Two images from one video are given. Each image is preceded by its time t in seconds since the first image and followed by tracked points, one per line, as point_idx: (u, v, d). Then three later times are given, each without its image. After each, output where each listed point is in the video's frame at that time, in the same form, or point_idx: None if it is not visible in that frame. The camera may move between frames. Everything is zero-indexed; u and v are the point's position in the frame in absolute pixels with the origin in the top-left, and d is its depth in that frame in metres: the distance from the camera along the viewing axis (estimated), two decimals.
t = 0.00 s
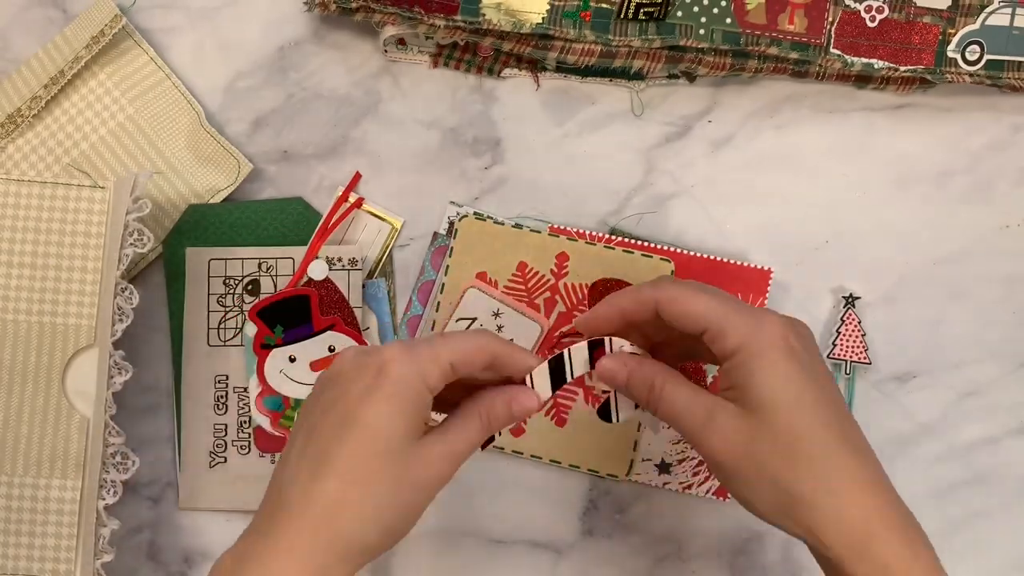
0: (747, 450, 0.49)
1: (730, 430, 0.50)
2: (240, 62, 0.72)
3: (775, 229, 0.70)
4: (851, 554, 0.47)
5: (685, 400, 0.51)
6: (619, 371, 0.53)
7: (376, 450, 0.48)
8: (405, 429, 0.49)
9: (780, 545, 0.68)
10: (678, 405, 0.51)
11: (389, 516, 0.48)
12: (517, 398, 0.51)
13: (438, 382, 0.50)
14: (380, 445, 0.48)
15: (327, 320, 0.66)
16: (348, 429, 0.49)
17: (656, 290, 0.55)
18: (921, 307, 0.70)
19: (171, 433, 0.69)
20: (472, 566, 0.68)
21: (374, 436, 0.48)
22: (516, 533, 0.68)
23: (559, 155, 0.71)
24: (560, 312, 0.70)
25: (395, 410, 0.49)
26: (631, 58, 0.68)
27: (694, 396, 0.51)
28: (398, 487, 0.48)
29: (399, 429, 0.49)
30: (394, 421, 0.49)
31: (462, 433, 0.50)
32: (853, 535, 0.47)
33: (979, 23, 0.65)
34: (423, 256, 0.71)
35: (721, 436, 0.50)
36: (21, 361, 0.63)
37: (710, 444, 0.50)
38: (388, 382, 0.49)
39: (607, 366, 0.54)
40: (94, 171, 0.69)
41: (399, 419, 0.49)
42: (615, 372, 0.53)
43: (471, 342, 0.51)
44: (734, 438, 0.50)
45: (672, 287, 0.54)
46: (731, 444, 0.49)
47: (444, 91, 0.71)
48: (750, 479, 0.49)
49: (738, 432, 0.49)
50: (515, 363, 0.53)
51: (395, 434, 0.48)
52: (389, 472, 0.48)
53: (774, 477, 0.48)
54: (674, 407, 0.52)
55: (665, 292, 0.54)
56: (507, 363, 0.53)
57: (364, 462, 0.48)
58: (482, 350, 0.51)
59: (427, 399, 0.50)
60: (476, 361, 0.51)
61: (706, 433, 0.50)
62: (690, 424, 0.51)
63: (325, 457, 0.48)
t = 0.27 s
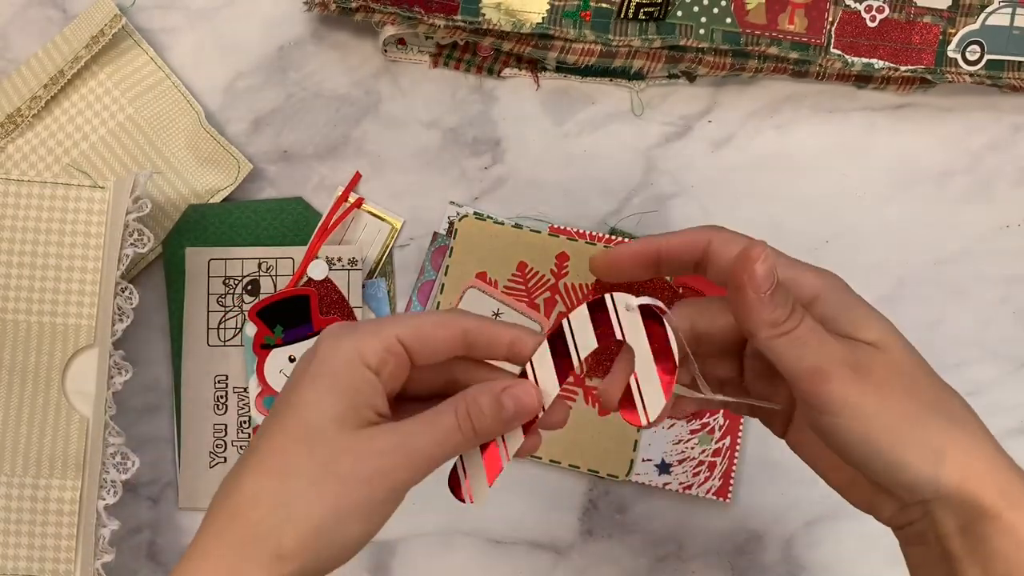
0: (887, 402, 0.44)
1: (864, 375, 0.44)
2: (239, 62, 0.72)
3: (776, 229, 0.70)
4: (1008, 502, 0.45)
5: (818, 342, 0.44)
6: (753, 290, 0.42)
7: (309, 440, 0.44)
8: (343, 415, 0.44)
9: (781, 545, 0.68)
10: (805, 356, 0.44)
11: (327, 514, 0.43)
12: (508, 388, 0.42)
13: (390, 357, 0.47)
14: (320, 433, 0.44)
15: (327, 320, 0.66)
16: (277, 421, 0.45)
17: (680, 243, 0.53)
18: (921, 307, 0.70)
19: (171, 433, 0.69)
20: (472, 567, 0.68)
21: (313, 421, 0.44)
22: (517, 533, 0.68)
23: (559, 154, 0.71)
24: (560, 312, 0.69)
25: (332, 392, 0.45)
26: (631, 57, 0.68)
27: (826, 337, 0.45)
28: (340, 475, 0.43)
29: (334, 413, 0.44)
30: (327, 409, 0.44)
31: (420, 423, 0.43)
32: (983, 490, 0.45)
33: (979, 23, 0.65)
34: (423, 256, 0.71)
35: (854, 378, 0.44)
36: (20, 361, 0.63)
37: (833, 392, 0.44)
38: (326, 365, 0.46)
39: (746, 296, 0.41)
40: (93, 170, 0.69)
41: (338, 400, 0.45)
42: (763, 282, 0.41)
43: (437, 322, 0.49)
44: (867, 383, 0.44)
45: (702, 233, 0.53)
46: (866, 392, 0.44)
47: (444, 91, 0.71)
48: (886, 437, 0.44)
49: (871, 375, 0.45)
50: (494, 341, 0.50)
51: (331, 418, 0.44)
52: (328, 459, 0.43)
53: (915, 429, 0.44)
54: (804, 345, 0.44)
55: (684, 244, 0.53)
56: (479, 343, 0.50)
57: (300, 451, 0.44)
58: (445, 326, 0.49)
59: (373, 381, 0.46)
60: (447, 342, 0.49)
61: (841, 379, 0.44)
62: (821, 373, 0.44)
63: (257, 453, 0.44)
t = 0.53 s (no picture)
0: (948, 385, 0.44)
1: (920, 357, 0.44)
2: (239, 62, 0.72)
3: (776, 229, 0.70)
4: None
5: (867, 337, 0.43)
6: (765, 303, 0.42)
7: (274, 450, 0.43)
8: (308, 424, 0.44)
9: (781, 546, 0.68)
10: (855, 346, 0.42)
11: (295, 525, 0.42)
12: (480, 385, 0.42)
13: (358, 359, 0.47)
14: (285, 443, 0.43)
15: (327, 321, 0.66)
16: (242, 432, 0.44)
17: (793, 216, 0.49)
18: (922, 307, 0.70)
19: (171, 433, 0.69)
20: (472, 567, 0.68)
21: (278, 430, 0.43)
22: (517, 534, 0.68)
23: (560, 154, 0.71)
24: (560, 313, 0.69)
25: (297, 400, 0.44)
26: (632, 57, 0.67)
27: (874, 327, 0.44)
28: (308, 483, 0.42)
29: (299, 423, 0.44)
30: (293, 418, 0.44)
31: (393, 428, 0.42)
32: None
33: (980, 23, 0.65)
34: (423, 256, 0.71)
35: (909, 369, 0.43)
36: (19, 361, 0.63)
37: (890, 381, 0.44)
38: (290, 373, 0.45)
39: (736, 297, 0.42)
40: (93, 170, 0.69)
41: (304, 408, 0.44)
42: (753, 296, 0.42)
43: (406, 321, 0.49)
44: (920, 366, 0.44)
45: (802, 206, 0.50)
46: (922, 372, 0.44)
47: (444, 90, 0.71)
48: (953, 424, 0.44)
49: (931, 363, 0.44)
50: (468, 337, 0.50)
51: (296, 428, 0.43)
52: (295, 468, 0.42)
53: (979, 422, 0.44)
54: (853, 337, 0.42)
55: (791, 220, 0.49)
56: (452, 333, 0.50)
57: (265, 461, 0.43)
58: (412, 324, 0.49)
59: (340, 386, 0.45)
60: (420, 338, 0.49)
61: (903, 364, 0.43)
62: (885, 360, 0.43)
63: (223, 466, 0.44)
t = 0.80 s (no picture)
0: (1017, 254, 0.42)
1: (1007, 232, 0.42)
2: (239, 61, 0.72)
3: (776, 229, 0.70)
4: None
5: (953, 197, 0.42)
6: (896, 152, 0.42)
7: (312, 497, 0.40)
8: (347, 468, 0.40)
9: (781, 546, 0.68)
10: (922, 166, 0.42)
11: None
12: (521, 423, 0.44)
13: (399, 392, 0.44)
14: (326, 487, 0.40)
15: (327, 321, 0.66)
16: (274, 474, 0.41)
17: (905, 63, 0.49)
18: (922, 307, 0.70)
19: (171, 434, 0.69)
20: (472, 567, 0.68)
21: (317, 471, 0.40)
22: (517, 534, 0.68)
23: (560, 154, 0.71)
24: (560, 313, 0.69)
25: (336, 441, 0.41)
26: (632, 57, 0.67)
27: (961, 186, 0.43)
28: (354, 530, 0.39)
29: (337, 468, 0.40)
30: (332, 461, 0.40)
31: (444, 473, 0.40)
32: None
33: (980, 23, 0.65)
34: (423, 256, 0.71)
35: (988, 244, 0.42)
36: (19, 361, 0.63)
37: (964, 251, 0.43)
38: (328, 408, 0.42)
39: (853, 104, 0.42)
40: (93, 170, 0.68)
41: (344, 446, 0.41)
42: (862, 114, 0.42)
43: (447, 342, 0.46)
44: (1000, 234, 0.42)
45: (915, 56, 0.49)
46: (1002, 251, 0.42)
47: (444, 90, 0.71)
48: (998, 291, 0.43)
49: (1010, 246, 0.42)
50: (517, 336, 0.48)
51: (335, 472, 0.40)
52: (338, 515, 0.39)
53: None
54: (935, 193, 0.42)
55: (907, 66, 0.49)
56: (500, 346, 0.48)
57: (302, 508, 0.39)
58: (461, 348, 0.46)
59: (385, 423, 0.43)
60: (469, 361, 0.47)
61: (984, 233, 0.42)
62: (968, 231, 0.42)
63: (254, 511, 0.40)
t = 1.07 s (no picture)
0: None
1: None
2: (238, 61, 0.72)
3: (776, 229, 0.70)
4: None
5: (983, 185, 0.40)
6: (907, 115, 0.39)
7: (249, 546, 0.39)
8: (279, 510, 0.40)
9: (780, 546, 0.68)
10: (943, 144, 0.40)
11: None
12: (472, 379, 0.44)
13: (322, 423, 0.44)
14: (262, 536, 0.39)
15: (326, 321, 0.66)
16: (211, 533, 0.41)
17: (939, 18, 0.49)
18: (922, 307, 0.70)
19: (171, 434, 0.69)
20: (472, 568, 0.68)
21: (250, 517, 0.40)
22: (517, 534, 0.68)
23: (560, 154, 0.71)
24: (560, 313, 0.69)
25: (269, 484, 0.41)
26: (632, 57, 0.67)
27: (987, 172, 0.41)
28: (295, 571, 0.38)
29: (270, 506, 0.40)
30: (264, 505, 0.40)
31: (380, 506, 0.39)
32: None
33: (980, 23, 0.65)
34: (423, 256, 0.71)
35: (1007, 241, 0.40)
36: (19, 361, 0.63)
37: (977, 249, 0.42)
38: (251, 454, 0.42)
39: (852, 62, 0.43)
40: (92, 170, 0.68)
41: (273, 485, 0.41)
42: (884, 77, 0.39)
43: (368, 361, 0.46)
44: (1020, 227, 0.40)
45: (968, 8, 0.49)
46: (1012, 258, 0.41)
47: (444, 90, 0.71)
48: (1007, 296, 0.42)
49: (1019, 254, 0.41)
50: (440, 357, 0.49)
51: (269, 517, 0.40)
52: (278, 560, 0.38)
53: None
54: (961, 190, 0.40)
55: (953, 18, 0.49)
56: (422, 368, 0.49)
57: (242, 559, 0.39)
58: (384, 372, 0.47)
59: (312, 457, 0.43)
60: (394, 380, 0.48)
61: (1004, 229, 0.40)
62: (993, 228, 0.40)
63: None
